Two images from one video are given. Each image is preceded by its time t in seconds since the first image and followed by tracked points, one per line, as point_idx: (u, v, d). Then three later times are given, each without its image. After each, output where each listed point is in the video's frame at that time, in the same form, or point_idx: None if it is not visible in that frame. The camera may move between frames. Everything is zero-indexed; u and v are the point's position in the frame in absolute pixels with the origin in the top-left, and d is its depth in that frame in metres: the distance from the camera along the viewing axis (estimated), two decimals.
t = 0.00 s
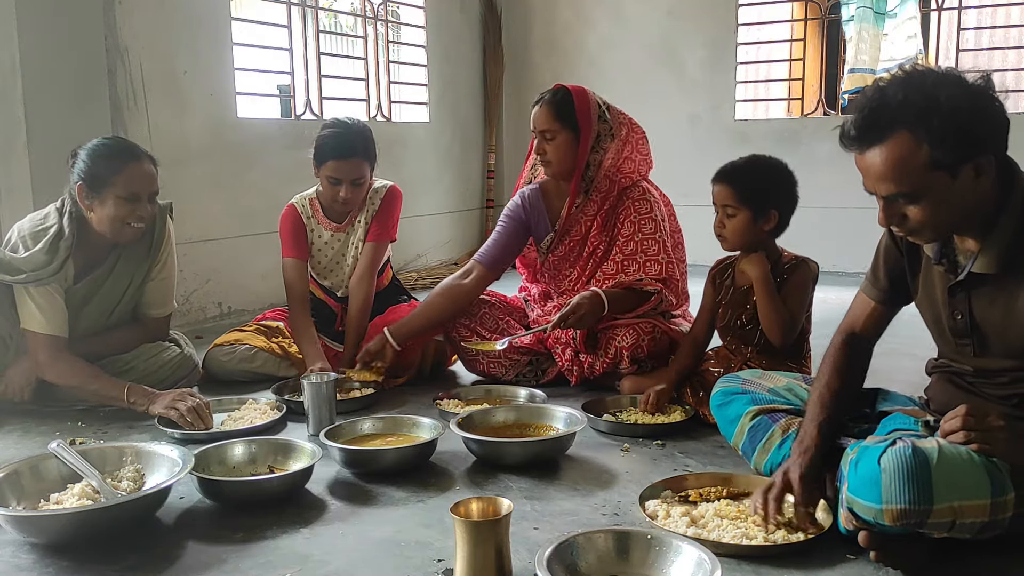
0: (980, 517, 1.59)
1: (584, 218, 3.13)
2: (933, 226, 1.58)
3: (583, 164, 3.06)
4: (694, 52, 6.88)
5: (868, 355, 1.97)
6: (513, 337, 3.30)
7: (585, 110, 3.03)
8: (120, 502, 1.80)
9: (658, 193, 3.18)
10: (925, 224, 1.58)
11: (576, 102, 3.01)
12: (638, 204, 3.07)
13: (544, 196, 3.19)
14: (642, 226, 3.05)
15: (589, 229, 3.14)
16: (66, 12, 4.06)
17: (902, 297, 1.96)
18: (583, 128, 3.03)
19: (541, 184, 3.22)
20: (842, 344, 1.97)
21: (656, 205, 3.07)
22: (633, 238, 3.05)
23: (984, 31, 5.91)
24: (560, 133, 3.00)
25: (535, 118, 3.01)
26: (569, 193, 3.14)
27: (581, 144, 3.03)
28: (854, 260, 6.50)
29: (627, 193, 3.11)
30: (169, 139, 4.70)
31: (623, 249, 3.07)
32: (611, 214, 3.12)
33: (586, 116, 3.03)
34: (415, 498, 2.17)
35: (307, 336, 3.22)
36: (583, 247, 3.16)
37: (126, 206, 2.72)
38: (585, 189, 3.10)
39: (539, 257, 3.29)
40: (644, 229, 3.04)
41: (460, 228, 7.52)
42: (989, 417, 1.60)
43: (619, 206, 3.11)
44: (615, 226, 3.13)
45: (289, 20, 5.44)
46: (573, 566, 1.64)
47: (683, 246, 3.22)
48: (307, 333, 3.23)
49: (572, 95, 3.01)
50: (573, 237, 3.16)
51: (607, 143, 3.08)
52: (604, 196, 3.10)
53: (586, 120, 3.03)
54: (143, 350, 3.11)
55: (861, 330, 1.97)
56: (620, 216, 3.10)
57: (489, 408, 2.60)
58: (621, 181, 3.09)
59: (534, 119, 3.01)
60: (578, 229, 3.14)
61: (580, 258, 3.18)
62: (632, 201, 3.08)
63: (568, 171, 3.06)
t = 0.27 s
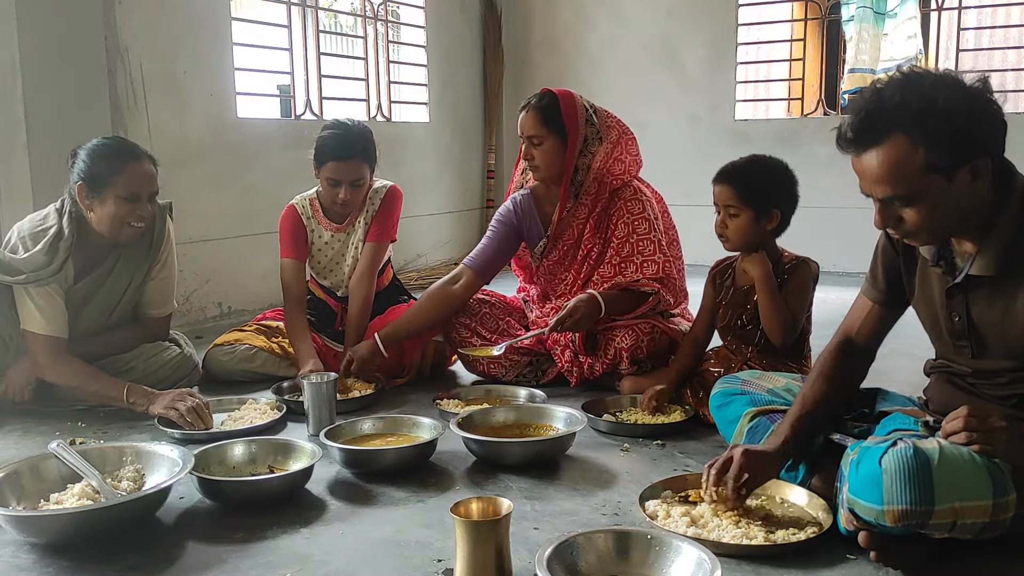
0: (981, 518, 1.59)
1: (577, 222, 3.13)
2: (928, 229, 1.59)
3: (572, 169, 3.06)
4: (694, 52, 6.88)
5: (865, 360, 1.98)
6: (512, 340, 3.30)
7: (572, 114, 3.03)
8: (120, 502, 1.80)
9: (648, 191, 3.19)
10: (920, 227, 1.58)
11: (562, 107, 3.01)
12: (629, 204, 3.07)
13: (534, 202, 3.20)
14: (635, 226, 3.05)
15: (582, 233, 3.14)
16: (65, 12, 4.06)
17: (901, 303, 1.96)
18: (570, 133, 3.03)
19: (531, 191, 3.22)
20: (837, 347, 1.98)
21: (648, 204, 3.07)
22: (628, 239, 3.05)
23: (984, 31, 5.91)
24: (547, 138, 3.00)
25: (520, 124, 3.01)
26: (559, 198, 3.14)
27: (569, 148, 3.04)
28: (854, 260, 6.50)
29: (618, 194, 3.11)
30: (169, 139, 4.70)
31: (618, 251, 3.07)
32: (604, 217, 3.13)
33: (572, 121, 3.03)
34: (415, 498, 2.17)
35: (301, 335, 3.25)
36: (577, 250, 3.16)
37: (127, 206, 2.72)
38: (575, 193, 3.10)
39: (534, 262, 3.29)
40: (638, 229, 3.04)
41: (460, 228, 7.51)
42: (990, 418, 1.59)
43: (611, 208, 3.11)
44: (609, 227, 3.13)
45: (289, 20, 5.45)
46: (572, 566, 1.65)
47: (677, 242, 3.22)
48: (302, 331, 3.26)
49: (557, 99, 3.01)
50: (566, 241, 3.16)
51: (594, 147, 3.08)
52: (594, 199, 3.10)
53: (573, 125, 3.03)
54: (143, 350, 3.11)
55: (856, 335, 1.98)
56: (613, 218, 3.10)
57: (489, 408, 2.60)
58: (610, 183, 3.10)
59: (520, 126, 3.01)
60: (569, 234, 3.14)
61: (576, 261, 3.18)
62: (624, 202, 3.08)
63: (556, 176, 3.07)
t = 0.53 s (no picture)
0: (979, 518, 1.59)
1: (575, 224, 3.13)
2: (925, 228, 1.59)
3: (569, 172, 3.05)
4: (694, 52, 6.88)
5: (864, 365, 1.96)
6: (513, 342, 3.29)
7: (567, 116, 3.02)
8: (120, 502, 1.80)
9: (644, 190, 3.19)
10: (917, 226, 1.58)
11: (557, 110, 3.01)
12: (627, 204, 3.07)
13: (531, 206, 3.20)
14: (633, 226, 3.05)
15: (581, 235, 3.14)
16: (65, 12, 4.06)
17: (898, 301, 1.95)
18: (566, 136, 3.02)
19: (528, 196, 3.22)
20: (836, 351, 1.96)
21: (646, 204, 3.07)
22: (627, 240, 3.05)
23: (983, 31, 5.91)
24: (543, 141, 3.00)
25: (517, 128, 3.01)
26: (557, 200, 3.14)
27: (565, 151, 3.03)
28: (854, 260, 6.50)
29: (615, 195, 3.11)
30: (169, 139, 4.70)
31: (618, 252, 3.06)
32: (602, 218, 3.13)
33: (569, 123, 3.02)
34: (415, 498, 2.17)
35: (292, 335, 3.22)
36: (576, 252, 3.16)
37: (128, 205, 2.72)
38: (573, 196, 3.10)
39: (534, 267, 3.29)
40: (636, 229, 3.04)
41: (460, 228, 7.51)
42: (986, 418, 1.59)
43: (609, 209, 3.11)
44: (607, 228, 3.13)
45: (289, 20, 5.45)
46: (573, 566, 1.64)
47: (676, 240, 3.22)
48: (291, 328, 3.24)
49: (553, 103, 3.01)
50: (564, 244, 3.16)
51: (591, 149, 3.08)
52: (592, 201, 3.11)
53: (569, 127, 3.03)
54: (144, 350, 3.12)
55: (855, 339, 1.96)
56: (611, 219, 3.10)
57: (489, 408, 2.60)
58: (607, 184, 3.10)
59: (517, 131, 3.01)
60: (568, 237, 3.15)
61: (575, 263, 3.18)
62: (622, 203, 3.08)
63: (554, 179, 3.06)
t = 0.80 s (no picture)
0: (983, 518, 1.59)
1: (575, 225, 3.13)
2: (935, 231, 1.58)
3: (569, 174, 3.05)
4: (694, 52, 6.88)
5: (869, 353, 1.97)
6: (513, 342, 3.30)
7: (566, 117, 3.01)
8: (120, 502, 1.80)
9: (643, 189, 3.19)
10: (927, 229, 1.58)
11: (557, 111, 3.00)
12: (627, 205, 3.07)
13: (531, 207, 3.20)
14: (632, 227, 3.05)
15: (580, 236, 3.14)
16: (65, 12, 4.06)
17: (902, 300, 1.95)
18: (565, 138, 3.01)
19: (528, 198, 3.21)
20: (840, 340, 1.98)
21: (646, 205, 3.07)
22: (626, 241, 3.05)
23: (984, 31, 5.91)
24: (543, 143, 2.99)
25: (517, 130, 3.00)
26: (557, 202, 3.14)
27: (565, 153, 3.03)
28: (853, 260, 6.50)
29: (614, 196, 3.11)
30: (169, 139, 4.70)
31: (617, 252, 3.07)
32: (602, 218, 3.13)
33: (568, 124, 3.01)
34: (415, 498, 2.17)
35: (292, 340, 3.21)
36: (576, 253, 3.17)
37: (128, 204, 2.71)
38: (573, 198, 3.10)
39: (533, 267, 3.30)
40: (636, 230, 3.04)
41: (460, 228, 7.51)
42: (992, 417, 1.58)
43: (608, 210, 3.12)
44: (607, 228, 3.13)
45: (289, 21, 5.45)
46: (573, 566, 1.65)
47: (675, 240, 3.22)
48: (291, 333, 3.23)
49: (552, 105, 3.00)
50: (564, 245, 3.17)
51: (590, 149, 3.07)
52: (592, 202, 3.11)
53: (568, 128, 3.01)
54: (144, 350, 3.12)
55: (861, 327, 1.97)
56: (611, 219, 3.11)
57: (490, 408, 2.61)
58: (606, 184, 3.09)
59: (517, 133, 3.00)
60: (568, 238, 3.15)
61: (575, 264, 3.18)
62: (622, 203, 3.08)
63: (553, 181, 3.06)
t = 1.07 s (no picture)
0: (978, 518, 1.59)
1: (577, 223, 3.13)
2: (929, 228, 1.58)
3: (573, 171, 3.06)
4: (694, 52, 6.88)
5: (880, 367, 1.97)
6: (514, 342, 3.30)
7: (572, 115, 3.02)
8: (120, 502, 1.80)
9: (647, 190, 3.19)
10: (921, 227, 1.58)
11: (563, 109, 3.00)
12: (629, 205, 3.06)
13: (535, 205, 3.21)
14: (633, 226, 3.04)
15: (582, 234, 3.14)
16: (65, 12, 4.06)
17: (908, 306, 1.96)
18: (570, 135, 3.02)
19: (530, 194, 3.22)
20: (851, 354, 1.97)
21: (649, 204, 3.07)
22: (628, 239, 3.05)
23: (983, 31, 5.91)
24: (550, 141, 2.99)
25: (522, 127, 3.00)
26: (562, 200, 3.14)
27: (570, 151, 3.03)
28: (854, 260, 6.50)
29: (617, 195, 3.11)
30: (169, 139, 4.70)
31: (618, 251, 3.06)
32: (605, 218, 3.13)
33: (575, 123, 3.02)
34: (415, 498, 2.17)
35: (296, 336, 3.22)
36: (578, 252, 3.16)
37: (131, 200, 2.71)
38: (576, 195, 3.10)
39: (534, 264, 3.30)
40: (637, 229, 3.04)
41: (460, 228, 7.51)
42: (985, 418, 1.58)
43: (611, 209, 3.11)
44: (609, 228, 3.13)
45: (289, 21, 5.45)
46: (573, 566, 1.64)
47: (678, 241, 3.21)
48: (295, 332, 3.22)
49: (558, 102, 3.00)
50: (566, 243, 3.16)
51: (595, 148, 3.08)
52: (595, 200, 3.10)
53: (574, 126, 3.02)
54: (145, 350, 3.12)
55: (870, 341, 1.97)
56: (613, 219, 3.10)
57: (490, 408, 2.61)
58: (609, 183, 3.10)
59: (521, 130, 3.00)
60: (571, 236, 3.15)
61: (576, 262, 3.18)
62: (624, 203, 3.08)
63: (558, 180, 3.06)
